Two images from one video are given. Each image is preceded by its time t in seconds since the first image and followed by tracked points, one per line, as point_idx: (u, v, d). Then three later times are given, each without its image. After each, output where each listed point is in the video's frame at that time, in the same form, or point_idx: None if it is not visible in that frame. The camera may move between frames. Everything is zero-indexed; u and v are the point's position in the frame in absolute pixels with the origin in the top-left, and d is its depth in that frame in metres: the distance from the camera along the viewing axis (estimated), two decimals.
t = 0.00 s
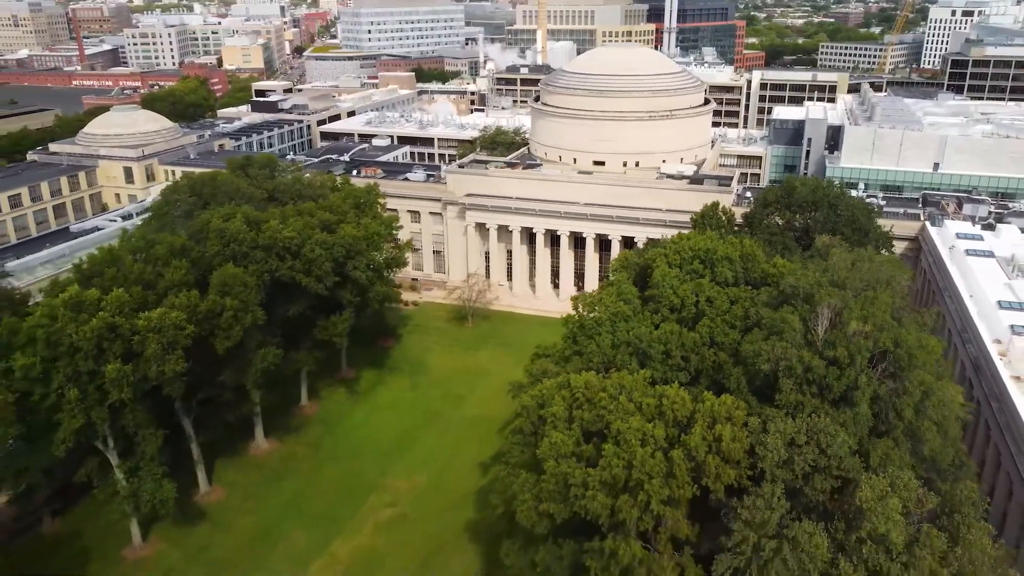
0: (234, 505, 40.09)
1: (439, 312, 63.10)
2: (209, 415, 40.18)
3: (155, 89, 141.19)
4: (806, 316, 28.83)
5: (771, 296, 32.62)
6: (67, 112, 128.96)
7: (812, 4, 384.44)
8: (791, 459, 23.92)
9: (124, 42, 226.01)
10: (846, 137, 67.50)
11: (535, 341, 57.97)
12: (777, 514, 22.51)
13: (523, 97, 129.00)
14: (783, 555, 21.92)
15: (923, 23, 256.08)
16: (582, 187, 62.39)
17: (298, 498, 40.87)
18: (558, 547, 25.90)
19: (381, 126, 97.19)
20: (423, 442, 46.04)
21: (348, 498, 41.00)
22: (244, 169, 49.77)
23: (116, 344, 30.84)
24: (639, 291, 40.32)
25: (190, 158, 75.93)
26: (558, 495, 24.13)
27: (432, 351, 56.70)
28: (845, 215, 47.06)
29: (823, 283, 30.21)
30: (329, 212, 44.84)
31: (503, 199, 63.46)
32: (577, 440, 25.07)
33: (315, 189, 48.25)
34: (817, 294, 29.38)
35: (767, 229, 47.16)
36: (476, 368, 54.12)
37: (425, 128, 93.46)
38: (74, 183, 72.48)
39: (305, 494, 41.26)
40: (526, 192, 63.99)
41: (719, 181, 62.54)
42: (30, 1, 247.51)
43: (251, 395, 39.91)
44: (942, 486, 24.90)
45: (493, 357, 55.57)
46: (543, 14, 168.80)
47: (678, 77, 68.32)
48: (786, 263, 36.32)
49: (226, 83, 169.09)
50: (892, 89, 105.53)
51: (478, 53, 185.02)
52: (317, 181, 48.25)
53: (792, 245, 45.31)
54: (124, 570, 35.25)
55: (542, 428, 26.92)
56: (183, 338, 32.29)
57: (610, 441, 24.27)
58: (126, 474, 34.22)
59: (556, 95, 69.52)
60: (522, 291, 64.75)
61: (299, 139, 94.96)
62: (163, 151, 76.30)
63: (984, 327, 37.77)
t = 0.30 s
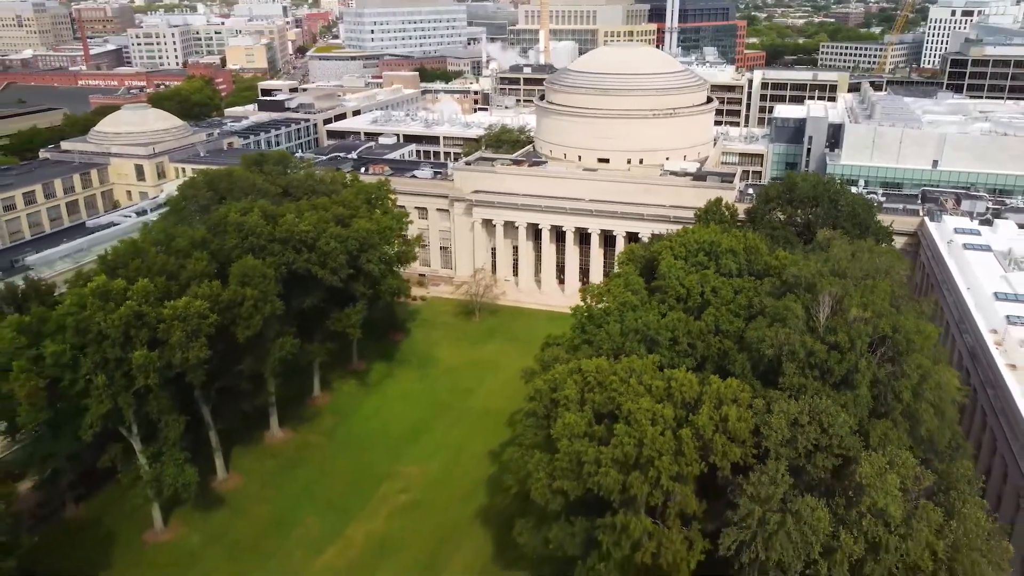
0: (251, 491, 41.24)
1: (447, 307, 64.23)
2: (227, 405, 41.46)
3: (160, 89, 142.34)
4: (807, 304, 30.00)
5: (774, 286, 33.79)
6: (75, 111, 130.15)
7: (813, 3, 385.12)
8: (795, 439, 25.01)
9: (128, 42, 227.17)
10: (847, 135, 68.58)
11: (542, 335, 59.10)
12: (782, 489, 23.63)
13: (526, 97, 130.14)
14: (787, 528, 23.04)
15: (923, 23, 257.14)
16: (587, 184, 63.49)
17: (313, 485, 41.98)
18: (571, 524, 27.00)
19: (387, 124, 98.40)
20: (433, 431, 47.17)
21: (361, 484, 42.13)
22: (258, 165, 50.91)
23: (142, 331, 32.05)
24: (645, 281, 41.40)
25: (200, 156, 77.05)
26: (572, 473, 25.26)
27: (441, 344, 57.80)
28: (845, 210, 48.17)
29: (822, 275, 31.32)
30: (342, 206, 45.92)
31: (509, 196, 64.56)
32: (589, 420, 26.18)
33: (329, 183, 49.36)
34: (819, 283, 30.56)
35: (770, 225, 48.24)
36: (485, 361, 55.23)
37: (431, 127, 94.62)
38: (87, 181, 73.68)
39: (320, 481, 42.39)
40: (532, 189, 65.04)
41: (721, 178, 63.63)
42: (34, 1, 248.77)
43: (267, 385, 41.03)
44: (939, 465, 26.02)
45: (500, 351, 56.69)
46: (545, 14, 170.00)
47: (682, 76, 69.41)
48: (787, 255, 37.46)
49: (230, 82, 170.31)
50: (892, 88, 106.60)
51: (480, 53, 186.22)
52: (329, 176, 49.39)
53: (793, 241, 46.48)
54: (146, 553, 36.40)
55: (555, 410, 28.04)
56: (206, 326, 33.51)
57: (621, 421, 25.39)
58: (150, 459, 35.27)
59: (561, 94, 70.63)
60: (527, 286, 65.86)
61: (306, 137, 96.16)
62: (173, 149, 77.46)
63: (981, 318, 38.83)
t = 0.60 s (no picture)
0: (267, 477, 42.39)
1: (454, 302, 65.38)
2: (244, 394, 42.62)
3: (166, 88, 143.54)
4: (810, 292, 31.15)
5: (777, 277, 34.91)
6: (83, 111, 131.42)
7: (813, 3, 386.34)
8: (798, 419, 26.15)
9: (132, 42, 228.44)
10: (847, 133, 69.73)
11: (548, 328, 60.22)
12: (785, 466, 24.77)
13: (529, 96, 131.37)
14: (791, 503, 24.15)
15: (922, 23, 258.39)
16: (592, 180, 64.58)
17: (328, 473, 43.13)
18: (583, 504, 28.14)
19: (392, 123, 99.61)
20: (443, 421, 48.28)
21: (375, 471, 43.27)
22: (271, 161, 52.09)
23: (167, 320, 33.17)
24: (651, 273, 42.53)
25: (210, 153, 78.22)
26: (584, 452, 26.41)
27: (449, 338, 58.95)
28: (845, 205, 49.28)
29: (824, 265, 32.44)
30: (355, 200, 47.06)
31: (515, 193, 65.65)
32: (601, 403, 27.34)
33: (341, 178, 50.51)
34: (820, 273, 31.73)
35: (772, 220, 49.31)
36: (493, 354, 56.35)
37: (436, 125, 95.82)
38: (98, 178, 74.88)
39: (334, 468, 43.53)
40: (538, 185, 66.13)
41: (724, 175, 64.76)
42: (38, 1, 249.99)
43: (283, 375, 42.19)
44: (935, 446, 27.17)
45: (507, 344, 57.83)
46: (548, 14, 171.24)
47: (685, 74, 70.52)
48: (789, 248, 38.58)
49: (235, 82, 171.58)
50: (892, 87, 107.77)
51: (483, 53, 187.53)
52: (341, 170, 50.55)
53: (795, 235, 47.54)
54: (168, 536, 37.51)
55: (567, 394, 29.18)
56: (227, 315, 34.67)
57: (632, 403, 26.53)
58: (172, 445, 36.41)
59: (566, 92, 71.72)
60: (533, 281, 66.94)
61: (312, 136, 97.33)
62: (184, 146, 78.63)
63: (978, 310, 39.92)
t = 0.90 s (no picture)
0: (283, 465, 43.51)
1: (461, 297, 66.45)
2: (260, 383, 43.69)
3: (172, 87, 144.57)
4: (812, 281, 32.26)
5: (781, 267, 35.98)
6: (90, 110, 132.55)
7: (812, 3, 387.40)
8: (801, 401, 27.25)
9: (135, 42, 229.40)
10: (848, 130, 70.81)
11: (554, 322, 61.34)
12: (789, 445, 25.89)
13: (532, 95, 132.45)
14: (795, 480, 25.24)
15: (922, 23, 259.43)
16: (597, 177, 65.66)
17: (341, 461, 44.22)
18: (593, 484, 29.23)
19: (398, 121, 100.69)
20: (453, 411, 49.41)
21: (387, 459, 44.36)
22: (284, 157, 53.17)
23: (190, 309, 34.24)
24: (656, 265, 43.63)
25: (219, 151, 79.26)
26: (596, 433, 27.53)
27: (457, 331, 60.05)
28: (846, 200, 50.33)
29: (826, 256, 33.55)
30: (367, 194, 48.15)
31: (522, 189, 66.71)
32: (611, 386, 28.42)
33: (353, 174, 51.60)
34: (823, 262, 32.84)
35: (774, 215, 50.33)
36: (500, 347, 57.45)
37: (441, 124, 96.90)
38: (110, 175, 75.95)
39: (347, 456, 44.63)
40: (544, 181, 67.17)
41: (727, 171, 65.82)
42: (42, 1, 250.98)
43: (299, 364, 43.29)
44: (932, 427, 28.31)
45: (514, 337, 58.95)
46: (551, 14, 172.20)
47: (688, 72, 71.61)
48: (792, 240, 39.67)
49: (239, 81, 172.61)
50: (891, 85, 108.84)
51: (485, 53, 188.66)
52: (352, 166, 51.68)
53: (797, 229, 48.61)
54: (188, 520, 38.62)
55: (578, 379, 30.28)
56: (248, 304, 35.77)
57: (641, 386, 27.62)
58: (193, 431, 37.51)
59: (571, 90, 72.77)
60: (539, 277, 68.00)
61: (318, 134, 98.38)
62: (193, 144, 79.68)
63: (976, 301, 40.99)
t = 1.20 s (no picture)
0: (298, 452, 44.63)
1: (468, 291, 67.57)
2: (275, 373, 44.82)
3: (177, 87, 145.69)
4: (814, 271, 33.37)
5: (784, 259, 37.08)
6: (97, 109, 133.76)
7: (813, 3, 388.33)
8: (803, 383, 28.34)
9: (139, 42, 230.53)
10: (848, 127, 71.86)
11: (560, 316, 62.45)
12: (792, 425, 26.99)
13: (535, 94, 133.56)
14: (798, 459, 26.33)
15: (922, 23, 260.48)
16: (602, 173, 66.75)
17: (354, 449, 45.30)
18: (604, 465, 30.30)
19: (403, 119, 101.84)
20: (462, 401, 50.52)
21: (399, 447, 45.46)
22: (296, 153, 54.28)
23: (212, 298, 35.40)
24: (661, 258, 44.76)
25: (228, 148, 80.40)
26: (606, 415, 28.62)
27: (465, 324, 61.16)
28: (847, 195, 51.39)
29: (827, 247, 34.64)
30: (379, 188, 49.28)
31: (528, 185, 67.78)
32: (621, 370, 29.51)
33: (364, 169, 52.73)
34: (824, 253, 33.95)
35: (777, 210, 51.40)
36: (508, 339, 58.55)
37: (446, 122, 98.04)
38: (121, 172, 77.10)
39: (360, 445, 45.71)
40: (550, 178, 68.27)
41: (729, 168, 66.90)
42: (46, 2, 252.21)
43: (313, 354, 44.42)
44: (930, 410, 29.40)
45: (521, 331, 60.09)
46: (553, 13, 173.31)
47: (691, 71, 72.83)
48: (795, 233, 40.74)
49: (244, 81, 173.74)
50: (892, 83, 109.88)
51: (488, 52, 189.82)
52: (363, 162, 52.84)
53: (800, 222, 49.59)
54: (207, 505, 39.74)
55: (588, 364, 31.34)
56: (267, 294, 36.87)
57: (650, 369, 28.73)
58: (213, 417, 38.64)
59: (575, 89, 73.89)
60: (544, 272, 69.08)
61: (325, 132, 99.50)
62: (203, 141, 80.82)
63: (973, 292, 42.06)
